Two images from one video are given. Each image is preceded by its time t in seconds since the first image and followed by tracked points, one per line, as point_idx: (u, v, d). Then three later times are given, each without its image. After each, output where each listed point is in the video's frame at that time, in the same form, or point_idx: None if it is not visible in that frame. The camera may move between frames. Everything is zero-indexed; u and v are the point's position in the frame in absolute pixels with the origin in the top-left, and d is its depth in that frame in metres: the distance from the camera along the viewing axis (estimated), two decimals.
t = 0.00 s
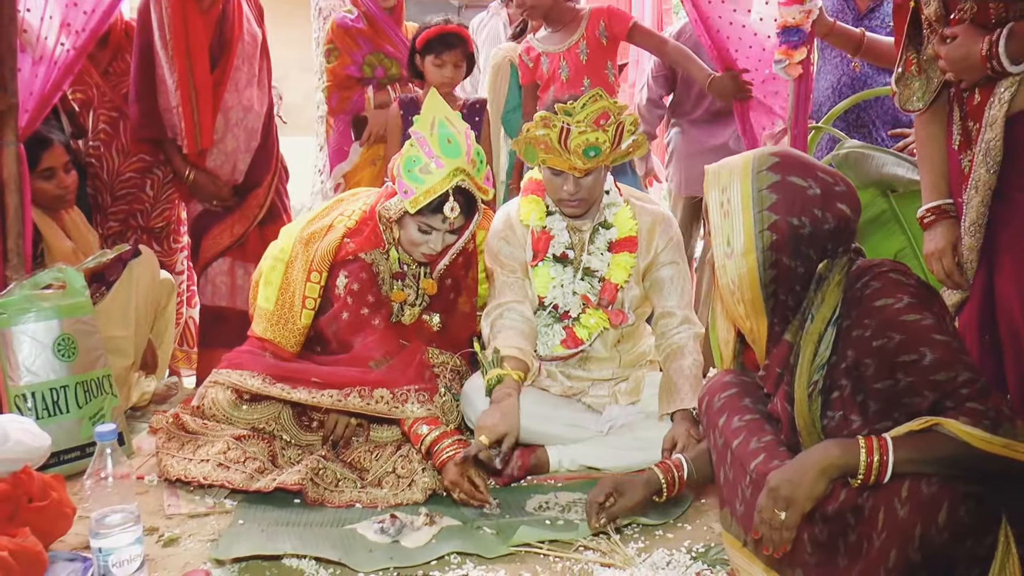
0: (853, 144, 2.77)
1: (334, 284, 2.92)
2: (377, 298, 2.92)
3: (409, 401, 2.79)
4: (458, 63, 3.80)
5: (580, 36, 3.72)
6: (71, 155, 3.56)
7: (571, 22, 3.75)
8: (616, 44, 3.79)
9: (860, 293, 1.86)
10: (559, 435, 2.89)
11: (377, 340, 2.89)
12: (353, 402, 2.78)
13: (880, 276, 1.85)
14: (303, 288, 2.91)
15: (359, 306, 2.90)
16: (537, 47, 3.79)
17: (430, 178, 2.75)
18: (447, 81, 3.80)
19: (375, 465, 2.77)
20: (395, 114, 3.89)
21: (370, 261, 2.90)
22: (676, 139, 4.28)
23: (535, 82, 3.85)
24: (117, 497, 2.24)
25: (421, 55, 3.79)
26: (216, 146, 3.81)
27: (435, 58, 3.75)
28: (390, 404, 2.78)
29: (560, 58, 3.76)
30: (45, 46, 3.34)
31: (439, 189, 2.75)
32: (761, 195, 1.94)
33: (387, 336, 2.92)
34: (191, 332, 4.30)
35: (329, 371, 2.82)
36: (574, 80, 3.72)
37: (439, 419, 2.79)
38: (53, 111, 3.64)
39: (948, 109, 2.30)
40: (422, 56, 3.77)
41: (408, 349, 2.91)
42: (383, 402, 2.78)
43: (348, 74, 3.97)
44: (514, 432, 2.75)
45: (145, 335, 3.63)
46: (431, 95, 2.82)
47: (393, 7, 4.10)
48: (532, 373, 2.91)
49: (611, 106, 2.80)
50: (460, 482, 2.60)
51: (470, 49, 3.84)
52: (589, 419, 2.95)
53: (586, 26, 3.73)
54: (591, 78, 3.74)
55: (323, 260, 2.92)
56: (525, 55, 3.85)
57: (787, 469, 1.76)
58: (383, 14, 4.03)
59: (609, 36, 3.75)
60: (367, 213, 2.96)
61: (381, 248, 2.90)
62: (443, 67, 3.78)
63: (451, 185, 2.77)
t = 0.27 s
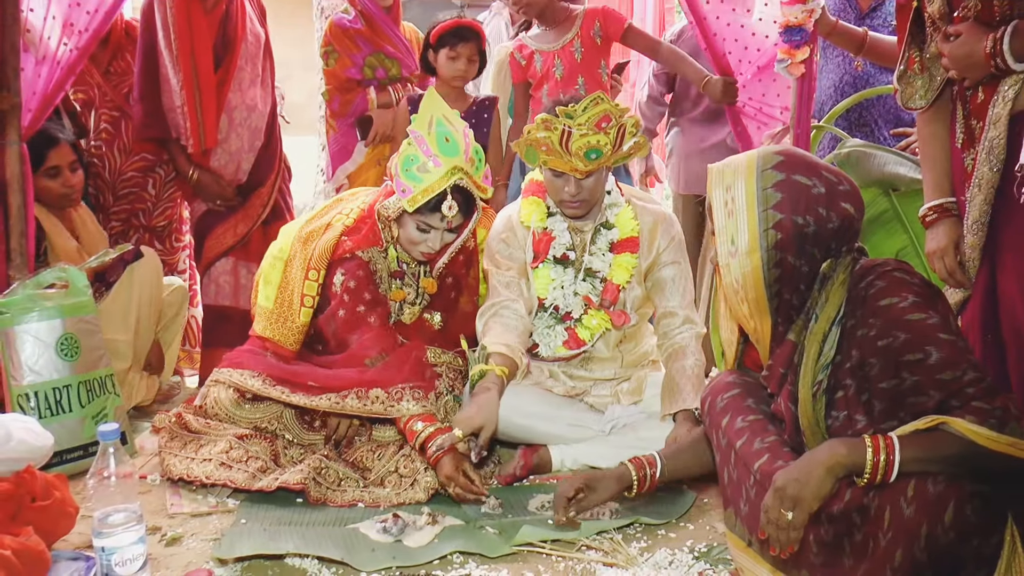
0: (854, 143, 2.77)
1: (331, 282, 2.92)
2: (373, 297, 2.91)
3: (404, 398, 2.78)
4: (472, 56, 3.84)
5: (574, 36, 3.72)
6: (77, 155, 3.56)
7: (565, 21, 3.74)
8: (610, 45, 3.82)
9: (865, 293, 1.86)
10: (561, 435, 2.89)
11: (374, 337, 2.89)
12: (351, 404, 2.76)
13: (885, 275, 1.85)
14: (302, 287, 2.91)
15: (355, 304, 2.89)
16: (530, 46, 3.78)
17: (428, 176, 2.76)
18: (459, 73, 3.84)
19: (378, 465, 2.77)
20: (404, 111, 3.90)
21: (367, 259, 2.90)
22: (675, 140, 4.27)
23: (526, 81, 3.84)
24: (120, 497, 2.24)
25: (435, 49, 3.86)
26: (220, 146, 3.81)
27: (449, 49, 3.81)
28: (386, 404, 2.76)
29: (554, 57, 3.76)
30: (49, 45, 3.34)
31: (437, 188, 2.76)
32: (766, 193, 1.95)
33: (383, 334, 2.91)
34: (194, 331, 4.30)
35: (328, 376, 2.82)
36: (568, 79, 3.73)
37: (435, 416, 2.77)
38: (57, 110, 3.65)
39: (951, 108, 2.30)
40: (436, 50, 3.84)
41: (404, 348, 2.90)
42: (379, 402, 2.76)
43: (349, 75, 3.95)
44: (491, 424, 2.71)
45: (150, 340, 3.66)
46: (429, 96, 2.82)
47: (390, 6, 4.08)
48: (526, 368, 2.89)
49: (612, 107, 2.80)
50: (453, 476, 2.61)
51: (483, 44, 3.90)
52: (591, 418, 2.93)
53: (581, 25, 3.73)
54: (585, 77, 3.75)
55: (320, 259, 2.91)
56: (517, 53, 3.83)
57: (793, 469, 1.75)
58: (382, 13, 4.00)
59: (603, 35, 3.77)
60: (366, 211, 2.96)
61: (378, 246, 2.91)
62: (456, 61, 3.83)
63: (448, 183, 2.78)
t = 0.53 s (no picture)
0: (855, 143, 2.76)
1: (327, 277, 2.91)
2: (367, 293, 2.89)
3: (384, 397, 2.70)
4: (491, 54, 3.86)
5: (579, 35, 3.68)
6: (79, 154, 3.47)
7: (570, 20, 3.69)
8: (614, 47, 3.78)
9: (867, 293, 1.86)
10: (563, 435, 2.90)
11: (361, 332, 2.84)
12: (337, 412, 2.73)
13: (887, 276, 1.85)
14: (299, 282, 2.93)
15: (348, 298, 2.87)
16: (534, 44, 3.73)
17: (431, 174, 2.74)
18: (475, 72, 3.88)
19: (380, 465, 2.78)
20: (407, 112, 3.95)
21: (364, 257, 2.91)
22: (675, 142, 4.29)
23: (528, 79, 3.78)
24: (122, 496, 2.25)
25: (451, 46, 3.88)
26: (221, 146, 3.82)
27: (467, 47, 3.81)
28: (367, 405, 2.71)
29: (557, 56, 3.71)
30: (51, 46, 3.40)
31: (439, 185, 2.74)
32: (769, 193, 1.95)
33: (371, 329, 2.86)
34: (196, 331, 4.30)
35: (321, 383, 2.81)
36: (571, 79, 3.67)
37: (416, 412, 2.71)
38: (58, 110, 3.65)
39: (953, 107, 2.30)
40: (454, 48, 3.86)
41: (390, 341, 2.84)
42: (360, 404, 2.71)
43: (349, 77, 3.97)
44: (487, 424, 2.62)
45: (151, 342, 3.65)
46: (432, 95, 2.80)
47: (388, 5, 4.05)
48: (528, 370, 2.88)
49: (609, 110, 2.79)
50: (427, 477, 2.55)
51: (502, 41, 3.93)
52: (593, 418, 2.95)
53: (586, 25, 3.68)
54: (588, 77, 3.70)
55: (319, 254, 2.93)
56: (520, 51, 3.77)
57: (794, 469, 1.75)
58: (381, 12, 3.99)
59: (608, 37, 3.73)
60: (365, 208, 2.98)
61: (376, 244, 2.91)
62: (476, 57, 3.85)
63: (451, 182, 2.76)
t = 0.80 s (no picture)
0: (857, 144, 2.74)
1: (325, 276, 2.89)
2: (363, 294, 2.88)
3: (364, 400, 2.66)
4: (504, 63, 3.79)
5: (595, 37, 3.72)
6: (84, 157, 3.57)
7: (588, 21, 3.73)
8: (630, 48, 3.80)
9: (873, 294, 1.86)
10: (565, 436, 2.90)
11: (353, 330, 2.82)
12: (322, 417, 2.71)
13: (893, 278, 1.85)
14: (298, 283, 2.92)
15: (343, 298, 2.85)
16: (550, 45, 3.79)
17: (437, 176, 2.70)
18: (488, 80, 3.80)
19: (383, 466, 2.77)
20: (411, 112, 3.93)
21: (363, 256, 2.87)
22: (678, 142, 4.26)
23: (542, 80, 3.86)
24: (123, 497, 2.25)
25: (466, 52, 3.76)
26: (222, 147, 3.82)
27: (483, 56, 3.73)
28: (347, 408, 2.67)
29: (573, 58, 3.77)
30: (53, 48, 3.34)
31: (446, 186, 2.72)
32: (777, 192, 1.94)
33: (363, 327, 2.84)
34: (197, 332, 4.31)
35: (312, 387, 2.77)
36: (587, 80, 3.74)
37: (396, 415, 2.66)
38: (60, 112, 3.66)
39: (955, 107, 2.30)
40: (467, 53, 3.75)
41: (376, 344, 2.79)
42: (342, 408, 2.68)
43: (351, 80, 3.98)
44: (488, 430, 2.62)
45: (152, 347, 3.66)
46: (438, 96, 2.74)
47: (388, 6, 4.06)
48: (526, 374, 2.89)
49: (610, 110, 2.78)
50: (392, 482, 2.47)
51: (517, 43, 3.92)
52: (595, 419, 2.95)
53: (602, 27, 3.72)
54: (603, 79, 3.76)
55: (318, 253, 2.91)
56: (536, 52, 3.83)
57: (796, 466, 1.75)
58: (381, 14, 3.99)
59: (624, 38, 3.76)
60: (363, 209, 2.95)
61: (376, 244, 2.87)
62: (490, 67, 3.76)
63: (457, 183, 2.73)
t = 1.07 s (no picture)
0: (858, 147, 2.76)
1: (328, 280, 2.87)
2: (367, 297, 2.85)
3: (370, 410, 2.63)
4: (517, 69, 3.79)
5: (638, 43, 3.74)
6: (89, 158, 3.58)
7: (632, 25, 3.74)
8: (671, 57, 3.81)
9: (880, 296, 1.86)
10: (566, 437, 2.92)
11: (358, 334, 2.79)
12: (325, 422, 2.71)
13: (901, 279, 1.84)
14: (302, 286, 2.90)
15: (347, 302, 2.83)
16: (591, 48, 3.81)
17: (439, 179, 2.69)
18: (499, 84, 3.78)
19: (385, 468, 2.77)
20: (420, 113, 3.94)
21: (366, 260, 2.84)
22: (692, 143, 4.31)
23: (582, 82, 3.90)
24: (125, 497, 2.26)
25: (478, 55, 3.75)
26: (225, 147, 3.82)
27: (496, 59, 3.73)
28: (353, 417, 2.65)
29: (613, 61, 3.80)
30: (56, 48, 3.37)
31: (447, 190, 2.69)
32: (787, 190, 1.93)
33: (367, 332, 2.81)
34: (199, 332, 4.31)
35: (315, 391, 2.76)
36: (625, 86, 3.76)
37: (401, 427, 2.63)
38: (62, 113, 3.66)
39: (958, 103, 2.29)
40: (481, 57, 3.74)
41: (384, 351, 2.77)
42: (347, 416, 2.66)
43: (355, 81, 3.98)
44: (493, 434, 2.58)
45: (155, 347, 3.68)
46: (438, 99, 2.75)
47: (396, 7, 4.04)
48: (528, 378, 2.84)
49: (616, 109, 2.77)
50: (387, 493, 2.39)
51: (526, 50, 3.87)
52: (597, 420, 2.95)
53: (646, 33, 3.74)
54: (641, 86, 3.78)
55: (320, 258, 2.90)
56: (577, 54, 3.85)
57: (802, 464, 1.75)
58: (388, 15, 3.98)
59: (666, 46, 3.76)
60: (367, 212, 2.91)
61: (379, 247, 2.84)
62: (504, 71, 3.76)
63: (458, 187, 2.71)
